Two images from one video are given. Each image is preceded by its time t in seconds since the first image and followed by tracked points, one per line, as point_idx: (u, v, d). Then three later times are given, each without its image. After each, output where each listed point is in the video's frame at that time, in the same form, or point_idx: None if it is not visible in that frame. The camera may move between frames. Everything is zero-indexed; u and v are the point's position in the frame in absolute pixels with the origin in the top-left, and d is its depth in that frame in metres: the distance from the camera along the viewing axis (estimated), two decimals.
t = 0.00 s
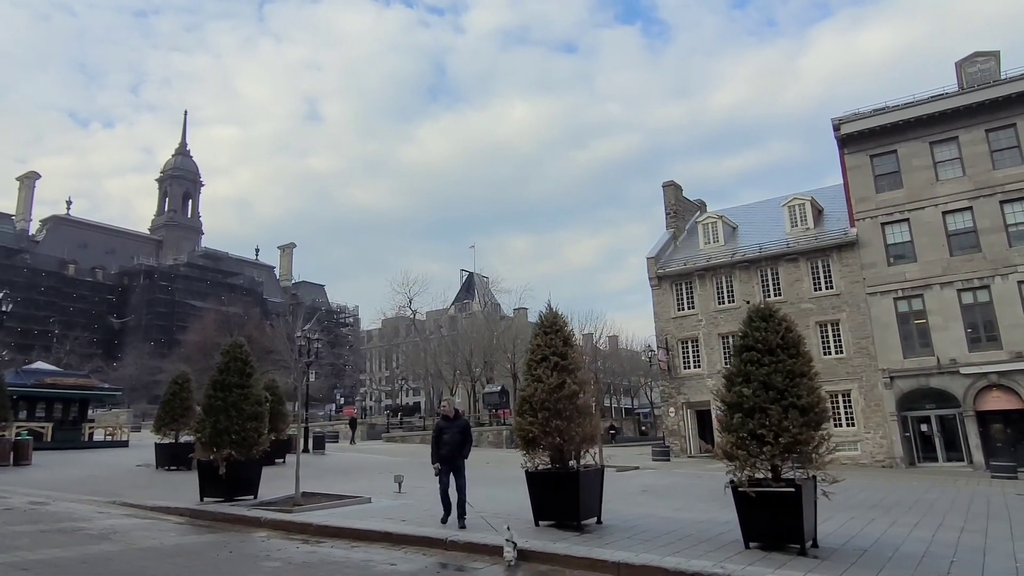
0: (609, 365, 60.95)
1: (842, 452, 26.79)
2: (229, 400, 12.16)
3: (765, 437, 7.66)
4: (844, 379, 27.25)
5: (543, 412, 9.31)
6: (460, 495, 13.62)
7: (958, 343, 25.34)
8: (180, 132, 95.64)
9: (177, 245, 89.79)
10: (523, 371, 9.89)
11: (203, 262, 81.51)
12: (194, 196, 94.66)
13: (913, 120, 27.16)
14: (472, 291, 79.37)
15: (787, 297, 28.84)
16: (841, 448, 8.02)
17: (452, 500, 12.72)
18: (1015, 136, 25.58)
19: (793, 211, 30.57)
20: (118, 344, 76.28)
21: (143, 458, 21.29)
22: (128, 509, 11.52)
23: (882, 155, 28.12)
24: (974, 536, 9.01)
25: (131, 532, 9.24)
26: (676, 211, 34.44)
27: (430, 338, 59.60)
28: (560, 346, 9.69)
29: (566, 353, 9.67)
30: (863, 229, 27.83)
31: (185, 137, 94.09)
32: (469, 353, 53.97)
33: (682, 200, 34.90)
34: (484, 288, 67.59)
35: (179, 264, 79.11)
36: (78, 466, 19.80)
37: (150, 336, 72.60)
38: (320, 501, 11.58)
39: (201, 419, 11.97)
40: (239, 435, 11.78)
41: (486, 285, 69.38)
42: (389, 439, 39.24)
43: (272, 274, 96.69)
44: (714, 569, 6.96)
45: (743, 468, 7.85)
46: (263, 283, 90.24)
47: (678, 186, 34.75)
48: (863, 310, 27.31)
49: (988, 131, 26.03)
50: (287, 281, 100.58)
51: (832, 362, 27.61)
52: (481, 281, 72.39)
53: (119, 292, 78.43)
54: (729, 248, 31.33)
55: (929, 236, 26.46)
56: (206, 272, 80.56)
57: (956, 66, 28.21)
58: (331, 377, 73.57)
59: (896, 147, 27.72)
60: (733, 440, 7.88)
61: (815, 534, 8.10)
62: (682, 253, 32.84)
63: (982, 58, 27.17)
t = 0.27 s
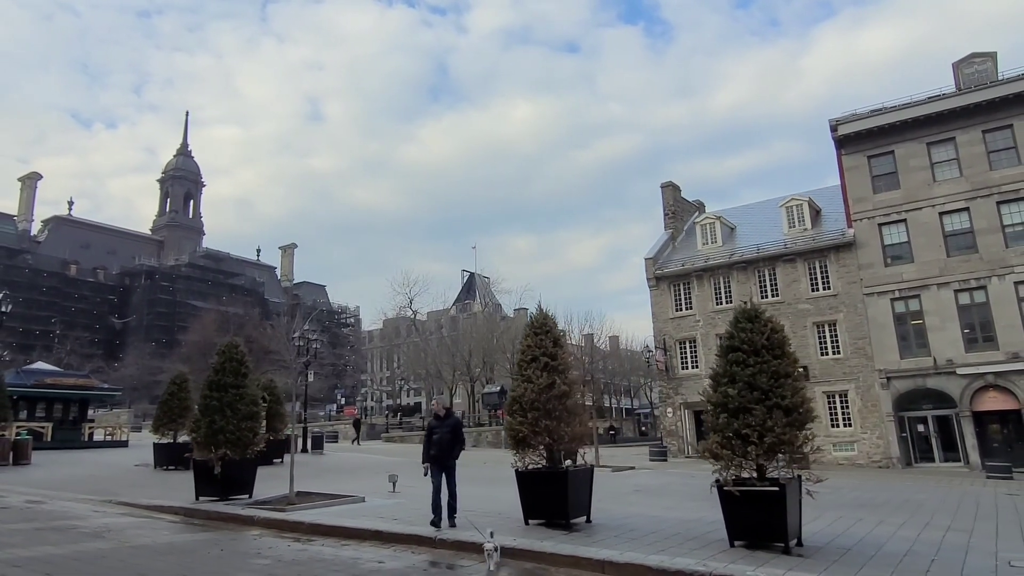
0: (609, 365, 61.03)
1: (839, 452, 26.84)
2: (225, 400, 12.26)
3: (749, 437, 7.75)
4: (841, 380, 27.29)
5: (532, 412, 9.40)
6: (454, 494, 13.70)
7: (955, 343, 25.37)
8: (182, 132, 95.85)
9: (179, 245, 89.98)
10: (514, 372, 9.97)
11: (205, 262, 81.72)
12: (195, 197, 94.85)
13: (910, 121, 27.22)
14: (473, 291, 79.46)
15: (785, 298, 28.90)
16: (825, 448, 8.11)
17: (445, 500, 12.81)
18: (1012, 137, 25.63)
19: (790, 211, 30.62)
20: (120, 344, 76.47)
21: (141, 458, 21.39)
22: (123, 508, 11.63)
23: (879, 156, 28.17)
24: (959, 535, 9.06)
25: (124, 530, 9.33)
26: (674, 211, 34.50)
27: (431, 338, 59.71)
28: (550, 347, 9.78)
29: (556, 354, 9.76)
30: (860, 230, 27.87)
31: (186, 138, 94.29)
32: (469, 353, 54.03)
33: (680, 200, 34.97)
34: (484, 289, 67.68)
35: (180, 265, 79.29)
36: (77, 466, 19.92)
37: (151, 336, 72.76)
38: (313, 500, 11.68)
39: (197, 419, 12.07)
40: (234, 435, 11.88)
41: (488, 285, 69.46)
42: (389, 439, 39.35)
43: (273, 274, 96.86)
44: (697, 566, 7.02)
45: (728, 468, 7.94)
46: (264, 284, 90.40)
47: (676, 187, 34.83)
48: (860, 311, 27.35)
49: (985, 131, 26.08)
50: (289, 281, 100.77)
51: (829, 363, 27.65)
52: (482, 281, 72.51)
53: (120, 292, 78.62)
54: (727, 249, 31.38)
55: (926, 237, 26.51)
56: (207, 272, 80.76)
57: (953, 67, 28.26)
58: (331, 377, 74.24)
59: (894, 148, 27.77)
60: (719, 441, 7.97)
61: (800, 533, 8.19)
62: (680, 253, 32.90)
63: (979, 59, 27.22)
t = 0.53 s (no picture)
0: (609, 366, 60.99)
1: (835, 453, 26.86)
2: (218, 400, 12.34)
3: (733, 437, 7.83)
4: (838, 380, 27.31)
5: (521, 413, 9.47)
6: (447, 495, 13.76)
7: (951, 344, 25.40)
8: (183, 133, 96.02)
9: (179, 245, 90.12)
10: (504, 372, 10.04)
11: (205, 263, 81.90)
12: (196, 197, 94.99)
13: (906, 122, 27.26)
14: (474, 292, 79.50)
15: (782, 298, 28.93)
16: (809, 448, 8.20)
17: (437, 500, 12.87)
18: (1008, 138, 25.67)
19: (788, 212, 30.67)
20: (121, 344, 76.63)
21: (139, 458, 21.47)
22: (117, 507, 11.71)
23: (876, 156, 28.21)
24: (944, 535, 9.12)
25: (116, 529, 9.41)
26: (672, 212, 34.56)
27: (431, 339, 59.78)
28: (539, 347, 9.85)
29: (545, 354, 9.83)
30: (857, 230, 27.91)
31: (187, 138, 94.43)
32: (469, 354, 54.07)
33: (678, 201, 35.03)
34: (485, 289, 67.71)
35: (181, 265, 79.44)
36: (75, 466, 20.00)
37: (152, 336, 72.89)
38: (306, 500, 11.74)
39: (191, 419, 12.15)
40: (228, 435, 11.96)
41: (488, 286, 69.48)
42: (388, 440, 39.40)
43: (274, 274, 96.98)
44: (679, 565, 7.09)
45: (713, 468, 8.01)
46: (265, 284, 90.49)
47: (674, 188, 34.87)
48: (856, 311, 27.39)
49: (981, 133, 26.12)
50: (290, 282, 100.92)
51: (826, 363, 27.68)
52: (482, 282, 72.51)
53: (121, 292, 78.77)
54: (725, 250, 31.42)
55: (923, 238, 26.55)
56: (208, 272, 80.90)
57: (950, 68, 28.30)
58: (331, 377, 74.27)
59: (890, 149, 27.80)
60: (704, 441, 8.06)
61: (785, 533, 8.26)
62: (678, 254, 32.94)
63: (976, 61, 27.27)
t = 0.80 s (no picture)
0: (608, 368, 61.04)
1: (830, 454, 26.91)
2: (210, 402, 12.42)
3: (714, 439, 7.92)
4: (833, 382, 27.35)
5: (507, 415, 9.57)
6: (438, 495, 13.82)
7: (946, 346, 25.46)
8: (184, 134, 96.23)
9: (180, 246, 90.28)
10: (490, 374, 10.12)
11: (205, 264, 82.07)
12: (197, 199, 95.14)
13: (901, 124, 27.34)
14: (473, 294, 79.61)
15: (777, 300, 29.01)
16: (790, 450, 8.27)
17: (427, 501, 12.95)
18: (1002, 141, 25.74)
19: (784, 214, 30.74)
20: (121, 346, 76.74)
21: (135, 460, 21.53)
22: (109, 508, 11.78)
23: (871, 159, 28.29)
24: (927, 536, 9.18)
25: (105, 530, 9.48)
26: (669, 214, 34.65)
27: (429, 340, 59.87)
28: (525, 350, 9.95)
29: (531, 357, 9.92)
30: (852, 232, 27.97)
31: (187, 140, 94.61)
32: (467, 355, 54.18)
33: (675, 203, 35.11)
34: (484, 291, 67.76)
35: (181, 266, 79.58)
36: (71, 467, 20.07)
37: (152, 337, 72.98)
38: (296, 501, 11.81)
39: (183, 420, 12.25)
40: (219, 437, 12.05)
41: (487, 288, 69.59)
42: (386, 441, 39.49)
43: (274, 276, 97.10)
44: (658, 566, 7.17)
45: (695, 469, 8.10)
46: (265, 285, 90.61)
47: (671, 190, 34.97)
48: (851, 313, 27.45)
49: (976, 135, 26.20)
50: (290, 283, 101.01)
51: (821, 365, 27.71)
52: (481, 283, 72.58)
53: (121, 294, 78.90)
54: (721, 252, 31.49)
55: (917, 240, 26.61)
56: (208, 274, 81.03)
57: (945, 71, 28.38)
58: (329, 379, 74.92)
59: (885, 151, 27.88)
60: (685, 443, 8.14)
61: (767, 534, 8.34)
62: (674, 256, 33.02)
63: (970, 63, 27.36)
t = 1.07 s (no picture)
0: (606, 369, 61.15)
1: (824, 456, 27.01)
2: (203, 402, 12.55)
3: (695, 439, 8.05)
4: (826, 384, 27.46)
5: (493, 415, 9.70)
6: (429, 495, 13.94)
7: (939, 348, 25.58)
8: (184, 135, 96.44)
9: (179, 247, 90.46)
10: (478, 375, 10.25)
11: (205, 265, 82.24)
12: (196, 199, 95.29)
13: (895, 127, 27.47)
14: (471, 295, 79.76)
15: (772, 302, 29.12)
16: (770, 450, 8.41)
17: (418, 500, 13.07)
18: (996, 143, 25.87)
19: (779, 216, 30.86)
20: (120, 346, 76.88)
21: (130, 459, 21.66)
22: (101, 507, 11.89)
23: (865, 161, 28.42)
24: (907, 535, 9.29)
25: (97, 528, 9.60)
26: (665, 216, 34.79)
27: (428, 341, 59.99)
28: (512, 351, 10.08)
29: (518, 358, 10.05)
30: (846, 235, 28.09)
31: (187, 140, 94.78)
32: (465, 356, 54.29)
33: (671, 205, 35.26)
34: (483, 291, 67.89)
35: (180, 267, 79.73)
36: (67, 466, 20.20)
37: (151, 338, 73.09)
38: (287, 501, 11.93)
39: (175, 420, 12.38)
40: (211, 436, 12.19)
41: (486, 288, 69.72)
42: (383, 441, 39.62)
43: (273, 276, 97.24)
44: (638, 563, 7.31)
45: (676, 469, 8.23)
46: (264, 286, 90.76)
47: (667, 192, 35.12)
48: (845, 315, 27.56)
49: (969, 138, 26.34)
50: (289, 284, 101.14)
51: (815, 367, 27.82)
52: (480, 284, 72.70)
53: (121, 294, 79.04)
54: (716, 253, 31.63)
55: (911, 242, 26.74)
56: (207, 275, 81.20)
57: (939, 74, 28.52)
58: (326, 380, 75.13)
59: (879, 154, 28.01)
60: (667, 442, 8.26)
61: (747, 533, 8.47)
62: (670, 258, 33.16)
63: (964, 66, 27.49)
